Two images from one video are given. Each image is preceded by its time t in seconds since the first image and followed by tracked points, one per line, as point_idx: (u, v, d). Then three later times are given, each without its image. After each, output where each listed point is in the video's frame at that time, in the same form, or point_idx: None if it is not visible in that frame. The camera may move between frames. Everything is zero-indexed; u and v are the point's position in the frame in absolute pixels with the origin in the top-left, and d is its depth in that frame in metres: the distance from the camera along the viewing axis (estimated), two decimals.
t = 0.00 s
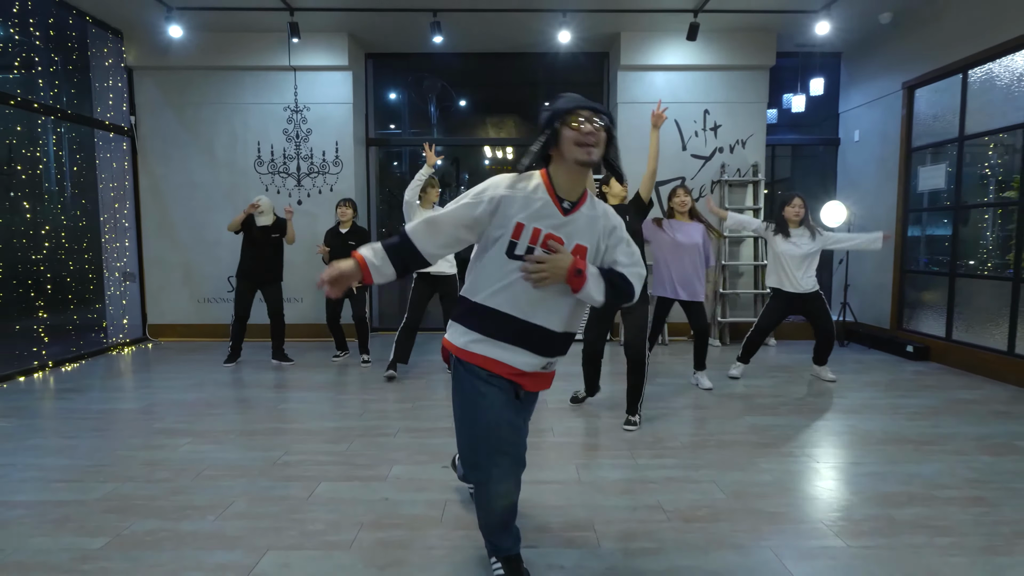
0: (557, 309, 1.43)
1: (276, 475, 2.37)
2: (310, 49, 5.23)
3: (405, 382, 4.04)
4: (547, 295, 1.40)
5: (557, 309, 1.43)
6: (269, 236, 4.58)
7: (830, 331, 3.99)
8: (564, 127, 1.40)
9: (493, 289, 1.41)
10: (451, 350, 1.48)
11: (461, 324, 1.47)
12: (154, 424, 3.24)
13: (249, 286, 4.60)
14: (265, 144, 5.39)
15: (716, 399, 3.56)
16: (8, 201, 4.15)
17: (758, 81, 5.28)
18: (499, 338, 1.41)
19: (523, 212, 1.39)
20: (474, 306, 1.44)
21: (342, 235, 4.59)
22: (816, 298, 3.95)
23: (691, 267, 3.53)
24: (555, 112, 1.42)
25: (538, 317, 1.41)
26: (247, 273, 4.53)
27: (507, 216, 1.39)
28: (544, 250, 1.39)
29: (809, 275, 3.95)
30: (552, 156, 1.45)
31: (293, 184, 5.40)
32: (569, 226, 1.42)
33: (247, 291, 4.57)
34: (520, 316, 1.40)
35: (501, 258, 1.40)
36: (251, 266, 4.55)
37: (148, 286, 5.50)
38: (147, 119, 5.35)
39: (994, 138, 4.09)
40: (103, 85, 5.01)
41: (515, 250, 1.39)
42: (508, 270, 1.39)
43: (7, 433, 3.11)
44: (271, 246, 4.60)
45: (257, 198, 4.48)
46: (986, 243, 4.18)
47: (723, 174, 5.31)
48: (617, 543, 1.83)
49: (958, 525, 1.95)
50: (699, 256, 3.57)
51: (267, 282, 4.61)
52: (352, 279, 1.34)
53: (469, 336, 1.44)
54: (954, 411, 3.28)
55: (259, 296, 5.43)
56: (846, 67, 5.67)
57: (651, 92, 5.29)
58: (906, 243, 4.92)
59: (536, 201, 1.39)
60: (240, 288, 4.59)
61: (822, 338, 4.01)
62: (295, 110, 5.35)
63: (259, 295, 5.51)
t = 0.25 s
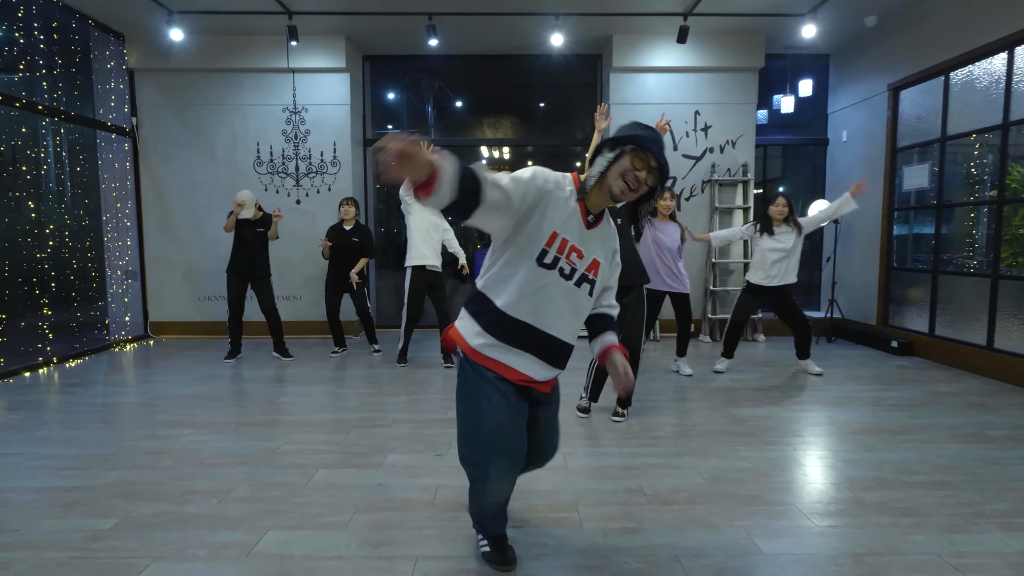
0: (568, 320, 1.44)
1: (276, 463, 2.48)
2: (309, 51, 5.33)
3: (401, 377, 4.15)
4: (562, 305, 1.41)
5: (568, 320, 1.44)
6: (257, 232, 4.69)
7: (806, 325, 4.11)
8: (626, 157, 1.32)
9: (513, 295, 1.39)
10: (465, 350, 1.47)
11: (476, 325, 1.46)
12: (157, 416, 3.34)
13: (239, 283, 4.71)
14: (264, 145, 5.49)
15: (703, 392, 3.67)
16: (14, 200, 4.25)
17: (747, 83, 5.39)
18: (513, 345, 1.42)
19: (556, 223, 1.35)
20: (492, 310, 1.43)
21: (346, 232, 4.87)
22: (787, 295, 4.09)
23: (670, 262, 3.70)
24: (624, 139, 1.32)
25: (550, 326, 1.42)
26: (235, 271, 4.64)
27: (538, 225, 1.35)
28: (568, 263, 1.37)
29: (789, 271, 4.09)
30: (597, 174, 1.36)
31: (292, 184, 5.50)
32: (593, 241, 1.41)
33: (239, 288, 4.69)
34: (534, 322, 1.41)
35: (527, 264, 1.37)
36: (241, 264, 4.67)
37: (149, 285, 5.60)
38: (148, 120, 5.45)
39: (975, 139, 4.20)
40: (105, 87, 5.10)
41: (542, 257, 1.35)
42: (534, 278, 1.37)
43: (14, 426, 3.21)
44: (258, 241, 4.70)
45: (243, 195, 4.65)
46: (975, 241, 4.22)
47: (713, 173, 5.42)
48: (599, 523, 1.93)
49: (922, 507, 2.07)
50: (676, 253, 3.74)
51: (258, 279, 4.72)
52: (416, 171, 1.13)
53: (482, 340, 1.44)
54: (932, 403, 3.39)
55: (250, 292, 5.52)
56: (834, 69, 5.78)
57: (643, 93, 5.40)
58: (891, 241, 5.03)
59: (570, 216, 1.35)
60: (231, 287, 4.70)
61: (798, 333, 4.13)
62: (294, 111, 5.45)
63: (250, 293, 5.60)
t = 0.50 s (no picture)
0: (614, 299, 1.48)
1: (273, 453, 2.57)
2: (305, 52, 5.40)
3: (396, 372, 4.23)
4: (612, 283, 1.45)
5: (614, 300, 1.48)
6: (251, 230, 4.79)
7: (784, 322, 4.20)
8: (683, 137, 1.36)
9: (573, 274, 1.42)
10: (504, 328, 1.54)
11: (522, 301, 1.50)
12: (157, 409, 3.43)
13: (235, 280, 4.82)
14: (261, 144, 5.57)
15: (690, 386, 3.77)
16: (15, 199, 4.32)
17: (738, 84, 5.48)
18: (564, 320, 1.46)
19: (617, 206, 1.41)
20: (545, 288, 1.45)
21: (354, 231, 5.04)
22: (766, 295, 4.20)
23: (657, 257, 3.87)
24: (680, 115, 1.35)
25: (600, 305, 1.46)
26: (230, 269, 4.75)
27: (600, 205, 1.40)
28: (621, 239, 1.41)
29: (767, 271, 4.19)
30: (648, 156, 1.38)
31: (289, 183, 5.58)
32: (638, 223, 1.47)
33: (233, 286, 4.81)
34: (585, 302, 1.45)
35: (587, 243, 1.39)
36: (235, 262, 4.78)
37: (148, 282, 5.68)
38: (147, 120, 5.53)
39: (958, 139, 4.29)
40: (104, 87, 5.17)
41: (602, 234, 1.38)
42: (595, 258, 1.40)
43: (17, 419, 3.29)
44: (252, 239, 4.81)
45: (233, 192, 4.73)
46: (962, 239, 4.28)
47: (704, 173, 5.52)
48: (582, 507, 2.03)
49: (893, 492, 2.16)
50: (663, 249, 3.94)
51: (252, 277, 4.82)
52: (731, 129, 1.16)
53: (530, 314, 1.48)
54: (912, 396, 3.49)
55: (246, 292, 5.64)
56: (824, 70, 5.87)
57: (635, 93, 5.49)
58: (878, 239, 5.13)
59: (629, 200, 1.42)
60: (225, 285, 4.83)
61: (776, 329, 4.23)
62: (291, 111, 5.53)
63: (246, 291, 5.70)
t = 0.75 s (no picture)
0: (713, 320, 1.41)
1: (270, 445, 2.63)
2: (303, 52, 5.46)
3: (392, 368, 4.30)
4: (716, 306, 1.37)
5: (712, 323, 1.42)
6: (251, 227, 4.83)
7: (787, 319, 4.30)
8: (741, 134, 1.39)
9: (679, 299, 1.33)
10: (595, 358, 1.49)
11: (615, 323, 1.44)
12: (157, 404, 3.48)
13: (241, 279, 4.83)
14: (258, 143, 5.62)
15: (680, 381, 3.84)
16: (15, 197, 4.37)
17: (730, 84, 5.55)
18: (663, 343, 1.36)
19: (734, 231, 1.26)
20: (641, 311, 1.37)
21: (354, 228, 5.17)
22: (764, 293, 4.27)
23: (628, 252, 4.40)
24: (741, 108, 1.37)
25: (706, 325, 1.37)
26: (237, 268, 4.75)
27: (715, 231, 1.26)
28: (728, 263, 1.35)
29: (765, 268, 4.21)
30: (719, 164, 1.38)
31: (286, 181, 5.63)
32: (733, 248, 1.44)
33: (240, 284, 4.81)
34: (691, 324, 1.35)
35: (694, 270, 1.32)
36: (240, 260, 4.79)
37: (147, 279, 5.73)
38: (145, 119, 5.57)
39: (945, 139, 4.35)
40: (103, 86, 5.22)
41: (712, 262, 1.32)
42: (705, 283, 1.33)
43: (18, 413, 3.34)
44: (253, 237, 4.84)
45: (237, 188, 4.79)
46: (951, 237, 4.33)
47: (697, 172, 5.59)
48: (570, 495, 2.09)
49: (872, 481, 2.23)
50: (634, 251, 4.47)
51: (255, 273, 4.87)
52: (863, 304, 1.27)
53: (622, 336, 1.40)
54: (898, 391, 3.56)
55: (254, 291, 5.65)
56: (815, 70, 5.94)
57: (628, 93, 5.55)
58: (867, 238, 5.21)
59: (749, 221, 1.26)
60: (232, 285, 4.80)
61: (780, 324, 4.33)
62: (288, 110, 5.58)
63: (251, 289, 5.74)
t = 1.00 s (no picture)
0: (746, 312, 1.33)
1: (262, 439, 2.70)
2: (296, 55, 5.53)
3: (384, 366, 4.37)
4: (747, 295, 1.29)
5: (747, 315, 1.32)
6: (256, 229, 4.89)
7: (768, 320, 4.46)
8: (794, 108, 1.31)
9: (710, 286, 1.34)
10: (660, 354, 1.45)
11: (673, 308, 1.42)
12: (151, 402, 3.55)
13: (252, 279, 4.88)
14: (253, 145, 5.69)
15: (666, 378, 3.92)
16: (11, 199, 4.43)
17: (717, 86, 5.64)
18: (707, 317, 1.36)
19: (746, 227, 1.20)
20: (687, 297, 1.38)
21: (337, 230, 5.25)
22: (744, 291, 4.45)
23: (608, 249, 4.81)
24: (794, 82, 1.28)
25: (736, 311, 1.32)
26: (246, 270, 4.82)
27: (734, 225, 1.21)
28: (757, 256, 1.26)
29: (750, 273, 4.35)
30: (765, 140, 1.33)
31: (280, 183, 5.71)
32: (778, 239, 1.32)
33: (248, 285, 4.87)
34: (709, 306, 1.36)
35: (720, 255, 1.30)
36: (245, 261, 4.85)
37: (142, 280, 5.80)
38: (141, 121, 5.64)
39: (929, 139, 4.41)
40: (99, 90, 5.29)
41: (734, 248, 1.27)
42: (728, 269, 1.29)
43: (15, 411, 3.40)
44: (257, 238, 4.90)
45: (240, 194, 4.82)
46: (934, 236, 4.39)
47: (685, 172, 5.68)
48: (550, 484, 2.17)
49: (842, 471, 2.31)
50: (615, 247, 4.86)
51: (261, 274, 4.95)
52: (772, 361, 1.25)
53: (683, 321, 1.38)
54: (877, 386, 3.64)
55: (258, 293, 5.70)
56: (802, 72, 6.03)
57: (618, 95, 5.64)
58: (852, 237, 5.30)
59: (762, 215, 1.21)
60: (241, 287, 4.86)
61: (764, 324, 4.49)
62: (282, 113, 5.66)
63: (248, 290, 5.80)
